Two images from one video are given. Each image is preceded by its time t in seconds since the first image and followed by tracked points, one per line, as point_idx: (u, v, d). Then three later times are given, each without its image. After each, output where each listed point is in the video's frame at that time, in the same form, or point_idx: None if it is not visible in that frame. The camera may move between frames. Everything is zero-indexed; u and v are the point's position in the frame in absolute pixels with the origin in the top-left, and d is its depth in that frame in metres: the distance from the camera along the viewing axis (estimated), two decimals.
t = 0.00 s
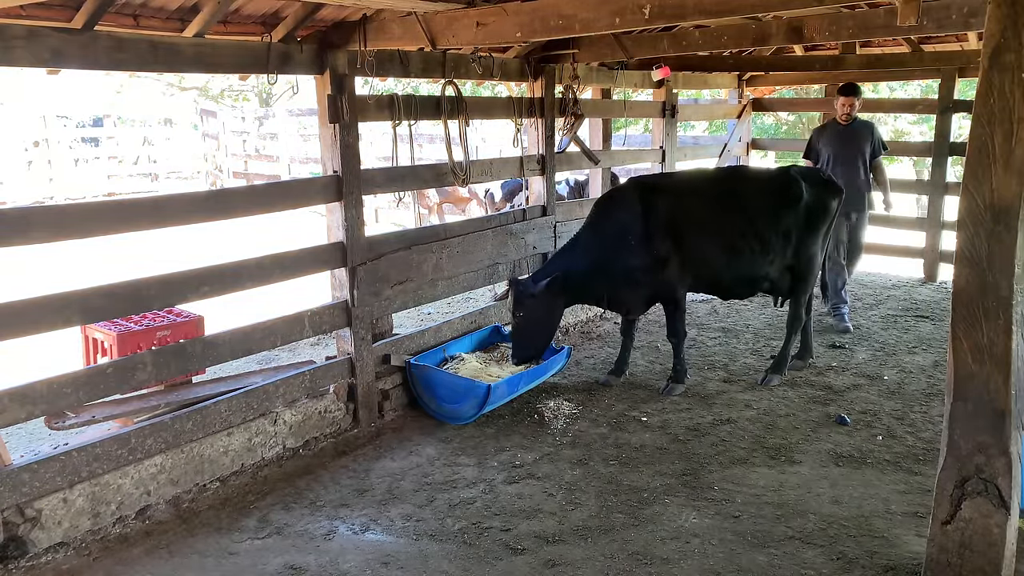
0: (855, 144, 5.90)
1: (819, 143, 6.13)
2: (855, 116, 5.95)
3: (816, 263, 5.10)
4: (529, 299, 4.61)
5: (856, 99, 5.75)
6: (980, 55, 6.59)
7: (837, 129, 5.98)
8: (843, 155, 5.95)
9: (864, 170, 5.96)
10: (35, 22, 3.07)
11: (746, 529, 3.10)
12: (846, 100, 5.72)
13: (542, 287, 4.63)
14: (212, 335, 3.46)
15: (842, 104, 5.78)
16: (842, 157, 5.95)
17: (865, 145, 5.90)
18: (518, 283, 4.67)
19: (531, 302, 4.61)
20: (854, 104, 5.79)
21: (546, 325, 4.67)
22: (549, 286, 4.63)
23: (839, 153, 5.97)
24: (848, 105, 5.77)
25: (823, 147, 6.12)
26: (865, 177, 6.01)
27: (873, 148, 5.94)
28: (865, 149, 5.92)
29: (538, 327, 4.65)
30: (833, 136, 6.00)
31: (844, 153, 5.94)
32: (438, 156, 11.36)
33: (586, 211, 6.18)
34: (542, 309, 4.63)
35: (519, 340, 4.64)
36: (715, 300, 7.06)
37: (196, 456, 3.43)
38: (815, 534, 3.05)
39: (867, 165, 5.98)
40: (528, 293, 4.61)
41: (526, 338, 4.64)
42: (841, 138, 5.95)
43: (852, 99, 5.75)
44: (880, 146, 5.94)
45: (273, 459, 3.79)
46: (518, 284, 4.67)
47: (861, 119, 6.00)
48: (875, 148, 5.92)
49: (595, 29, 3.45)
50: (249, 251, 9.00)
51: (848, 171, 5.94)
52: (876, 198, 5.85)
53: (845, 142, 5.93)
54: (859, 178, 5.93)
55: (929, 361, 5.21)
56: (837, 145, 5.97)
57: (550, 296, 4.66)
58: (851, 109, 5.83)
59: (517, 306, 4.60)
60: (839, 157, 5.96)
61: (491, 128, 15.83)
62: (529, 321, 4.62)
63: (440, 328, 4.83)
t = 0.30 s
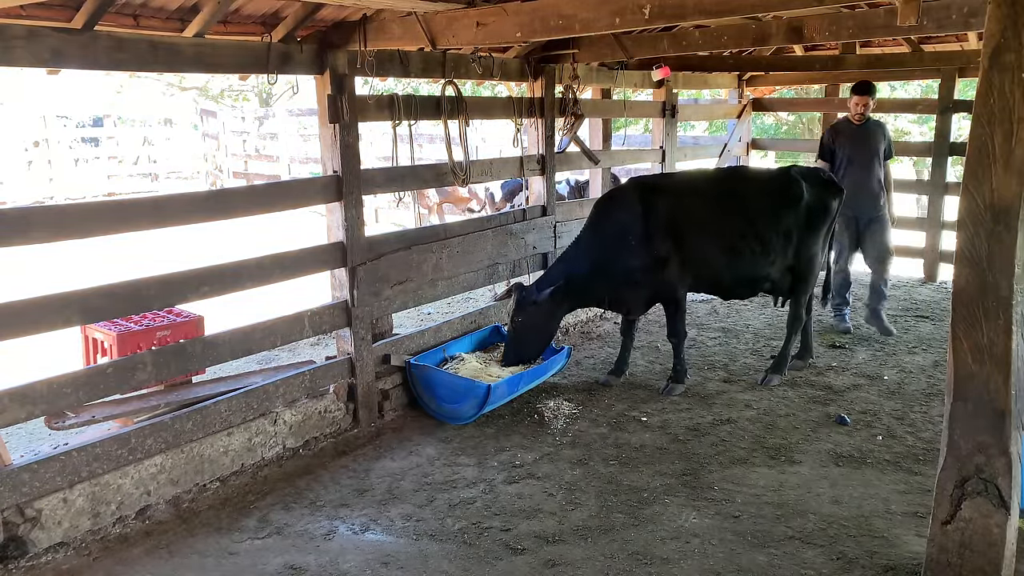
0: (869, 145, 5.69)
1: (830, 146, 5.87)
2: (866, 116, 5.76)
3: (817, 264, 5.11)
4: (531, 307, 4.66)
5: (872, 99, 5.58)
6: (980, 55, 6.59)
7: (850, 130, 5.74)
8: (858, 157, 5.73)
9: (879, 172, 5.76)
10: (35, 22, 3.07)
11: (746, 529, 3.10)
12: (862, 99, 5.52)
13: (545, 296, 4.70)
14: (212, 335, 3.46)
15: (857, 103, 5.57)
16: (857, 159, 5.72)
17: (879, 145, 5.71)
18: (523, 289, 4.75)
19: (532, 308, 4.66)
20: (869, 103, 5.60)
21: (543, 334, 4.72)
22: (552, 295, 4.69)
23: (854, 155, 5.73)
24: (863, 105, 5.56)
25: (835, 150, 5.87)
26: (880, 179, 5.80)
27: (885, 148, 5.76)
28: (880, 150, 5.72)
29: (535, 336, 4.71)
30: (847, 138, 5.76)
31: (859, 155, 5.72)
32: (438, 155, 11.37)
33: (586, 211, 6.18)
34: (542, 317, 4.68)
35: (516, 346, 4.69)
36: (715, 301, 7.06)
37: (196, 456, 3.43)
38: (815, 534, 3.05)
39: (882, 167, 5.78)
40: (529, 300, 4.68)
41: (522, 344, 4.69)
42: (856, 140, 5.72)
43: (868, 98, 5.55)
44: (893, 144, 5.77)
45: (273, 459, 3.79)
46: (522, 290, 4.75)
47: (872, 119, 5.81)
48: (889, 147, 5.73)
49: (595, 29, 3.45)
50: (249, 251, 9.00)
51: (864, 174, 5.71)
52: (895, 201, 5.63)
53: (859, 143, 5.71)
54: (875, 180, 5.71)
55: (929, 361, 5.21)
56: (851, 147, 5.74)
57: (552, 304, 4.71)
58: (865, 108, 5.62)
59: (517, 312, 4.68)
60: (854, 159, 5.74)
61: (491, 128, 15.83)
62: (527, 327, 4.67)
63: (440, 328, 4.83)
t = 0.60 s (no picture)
0: (897, 146, 5.14)
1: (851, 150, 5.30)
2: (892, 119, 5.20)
3: (817, 264, 5.12)
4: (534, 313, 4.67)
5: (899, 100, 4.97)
6: (980, 55, 6.58)
7: (875, 132, 5.18)
8: (884, 161, 5.17)
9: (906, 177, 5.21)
10: (35, 22, 3.07)
11: (746, 529, 3.10)
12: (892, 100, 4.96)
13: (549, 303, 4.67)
14: (211, 335, 3.46)
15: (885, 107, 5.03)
16: (883, 164, 5.16)
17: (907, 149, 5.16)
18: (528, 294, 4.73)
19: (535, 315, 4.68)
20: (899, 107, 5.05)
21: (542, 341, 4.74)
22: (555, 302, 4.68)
23: (879, 159, 5.17)
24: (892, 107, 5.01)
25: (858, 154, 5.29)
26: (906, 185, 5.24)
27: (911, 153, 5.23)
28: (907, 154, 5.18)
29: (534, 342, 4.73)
30: (873, 139, 5.19)
31: (884, 159, 5.17)
32: (438, 155, 11.36)
33: (586, 211, 6.18)
34: (544, 325, 4.71)
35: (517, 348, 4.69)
36: (715, 301, 7.06)
37: (196, 456, 3.43)
38: (815, 534, 3.05)
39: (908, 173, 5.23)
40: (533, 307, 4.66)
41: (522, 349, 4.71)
42: (881, 142, 5.17)
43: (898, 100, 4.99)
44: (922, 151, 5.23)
45: (273, 459, 3.79)
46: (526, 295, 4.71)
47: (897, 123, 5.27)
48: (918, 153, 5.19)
49: (595, 29, 3.45)
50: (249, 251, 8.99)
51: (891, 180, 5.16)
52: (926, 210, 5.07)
53: (886, 146, 5.16)
54: (902, 186, 5.16)
55: (929, 361, 5.21)
56: (876, 150, 5.18)
57: (554, 310, 4.70)
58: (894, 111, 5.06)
59: (520, 318, 4.66)
60: (879, 163, 5.18)
61: (491, 128, 15.82)
62: (527, 334, 4.69)
63: (440, 328, 4.84)
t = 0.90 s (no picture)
0: (917, 146, 4.90)
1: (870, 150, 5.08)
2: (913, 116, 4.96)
3: (818, 263, 5.12)
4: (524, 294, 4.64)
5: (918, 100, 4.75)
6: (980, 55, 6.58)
7: (894, 132, 4.96)
8: (905, 161, 4.94)
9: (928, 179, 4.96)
10: (35, 22, 3.07)
11: (746, 529, 3.10)
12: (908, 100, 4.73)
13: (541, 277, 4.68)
14: (212, 335, 3.46)
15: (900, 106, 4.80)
16: (903, 164, 4.93)
17: (929, 149, 4.92)
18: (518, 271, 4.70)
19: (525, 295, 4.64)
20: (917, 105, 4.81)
21: (537, 317, 4.70)
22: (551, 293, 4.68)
23: (899, 160, 4.94)
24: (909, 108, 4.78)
25: (876, 155, 5.07)
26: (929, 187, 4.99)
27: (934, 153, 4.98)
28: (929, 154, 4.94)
29: (529, 319, 4.68)
30: (892, 138, 4.98)
31: (905, 159, 4.94)
32: (438, 155, 11.37)
33: (586, 211, 6.18)
34: (537, 300, 4.67)
35: (511, 330, 4.66)
36: (715, 301, 7.06)
37: (196, 456, 3.43)
38: (815, 534, 3.05)
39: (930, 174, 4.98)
40: (524, 281, 4.65)
41: (516, 326, 4.66)
42: (900, 142, 4.94)
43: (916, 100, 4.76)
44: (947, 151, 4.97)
45: (273, 459, 3.79)
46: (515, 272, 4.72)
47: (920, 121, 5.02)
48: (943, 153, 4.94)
49: (595, 29, 3.45)
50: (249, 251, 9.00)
51: (912, 181, 4.92)
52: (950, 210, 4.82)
53: (906, 146, 4.92)
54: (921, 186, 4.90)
55: (929, 361, 5.21)
56: (896, 150, 4.95)
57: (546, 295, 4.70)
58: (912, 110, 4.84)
59: (511, 294, 4.64)
60: (898, 164, 4.95)
61: (491, 128, 15.83)
62: (521, 311, 4.65)
63: (440, 328, 4.84)
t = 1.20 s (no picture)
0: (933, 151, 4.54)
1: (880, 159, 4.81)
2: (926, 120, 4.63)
3: (818, 264, 5.11)
4: (524, 293, 4.63)
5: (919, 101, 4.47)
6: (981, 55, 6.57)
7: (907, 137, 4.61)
8: (914, 169, 4.61)
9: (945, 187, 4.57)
10: (35, 22, 3.07)
11: (746, 529, 3.10)
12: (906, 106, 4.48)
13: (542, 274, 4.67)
14: (211, 335, 3.46)
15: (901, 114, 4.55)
16: (912, 172, 4.61)
17: (943, 155, 4.55)
18: (518, 271, 4.70)
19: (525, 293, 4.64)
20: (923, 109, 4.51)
21: (539, 316, 4.70)
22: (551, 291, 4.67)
23: (909, 167, 4.62)
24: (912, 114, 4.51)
25: (890, 163, 4.73)
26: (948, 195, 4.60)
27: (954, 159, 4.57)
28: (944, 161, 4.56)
29: (530, 317, 4.69)
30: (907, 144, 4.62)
31: (915, 166, 4.61)
32: (438, 155, 11.37)
33: (586, 211, 6.18)
34: (536, 300, 4.66)
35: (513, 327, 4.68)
36: (715, 301, 7.06)
37: (196, 456, 3.43)
38: (815, 534, 3.05)
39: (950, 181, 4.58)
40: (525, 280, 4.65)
41: (518, 324, 4.67)
42: (908, 149, 4.62)
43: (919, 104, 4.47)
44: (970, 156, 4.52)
45: (273, 459, 3.79)
46: (516, 271, 4.71)
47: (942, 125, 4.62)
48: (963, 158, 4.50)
49: (595, 29, 3.45)
50: (249, 251, 9.01)
51: (923, 190, 4.58)
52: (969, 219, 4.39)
53: (915, 152, 4.60)
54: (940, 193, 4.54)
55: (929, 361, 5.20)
56: (904, 158, 4.64)
57: (544, 293, 4.69)
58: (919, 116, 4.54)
59: (513, 293, 4.63)
60: (907, 172, 4.63)
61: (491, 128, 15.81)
62: (522, 310, 4.65)
63: (440, 328, 4.84)
